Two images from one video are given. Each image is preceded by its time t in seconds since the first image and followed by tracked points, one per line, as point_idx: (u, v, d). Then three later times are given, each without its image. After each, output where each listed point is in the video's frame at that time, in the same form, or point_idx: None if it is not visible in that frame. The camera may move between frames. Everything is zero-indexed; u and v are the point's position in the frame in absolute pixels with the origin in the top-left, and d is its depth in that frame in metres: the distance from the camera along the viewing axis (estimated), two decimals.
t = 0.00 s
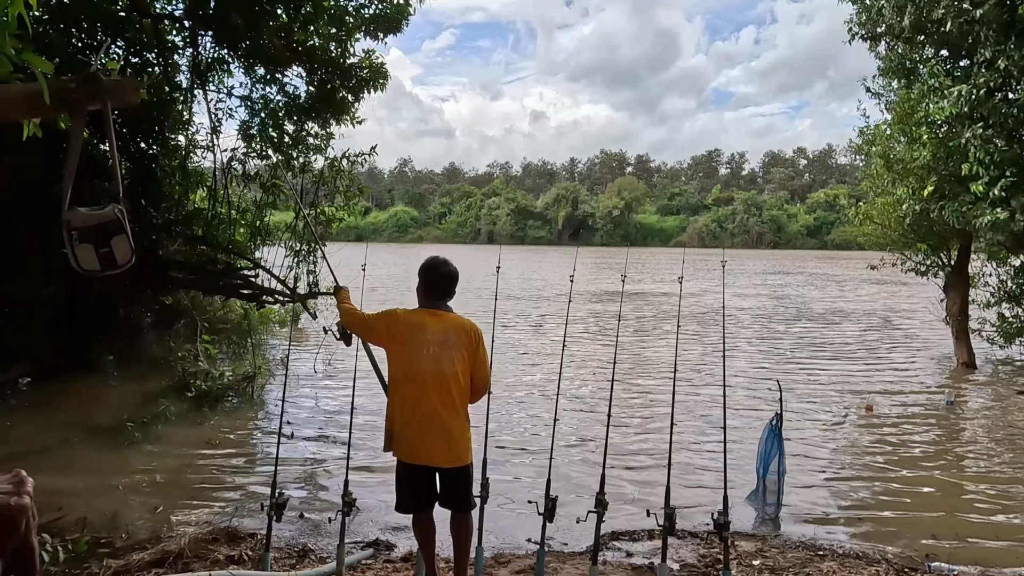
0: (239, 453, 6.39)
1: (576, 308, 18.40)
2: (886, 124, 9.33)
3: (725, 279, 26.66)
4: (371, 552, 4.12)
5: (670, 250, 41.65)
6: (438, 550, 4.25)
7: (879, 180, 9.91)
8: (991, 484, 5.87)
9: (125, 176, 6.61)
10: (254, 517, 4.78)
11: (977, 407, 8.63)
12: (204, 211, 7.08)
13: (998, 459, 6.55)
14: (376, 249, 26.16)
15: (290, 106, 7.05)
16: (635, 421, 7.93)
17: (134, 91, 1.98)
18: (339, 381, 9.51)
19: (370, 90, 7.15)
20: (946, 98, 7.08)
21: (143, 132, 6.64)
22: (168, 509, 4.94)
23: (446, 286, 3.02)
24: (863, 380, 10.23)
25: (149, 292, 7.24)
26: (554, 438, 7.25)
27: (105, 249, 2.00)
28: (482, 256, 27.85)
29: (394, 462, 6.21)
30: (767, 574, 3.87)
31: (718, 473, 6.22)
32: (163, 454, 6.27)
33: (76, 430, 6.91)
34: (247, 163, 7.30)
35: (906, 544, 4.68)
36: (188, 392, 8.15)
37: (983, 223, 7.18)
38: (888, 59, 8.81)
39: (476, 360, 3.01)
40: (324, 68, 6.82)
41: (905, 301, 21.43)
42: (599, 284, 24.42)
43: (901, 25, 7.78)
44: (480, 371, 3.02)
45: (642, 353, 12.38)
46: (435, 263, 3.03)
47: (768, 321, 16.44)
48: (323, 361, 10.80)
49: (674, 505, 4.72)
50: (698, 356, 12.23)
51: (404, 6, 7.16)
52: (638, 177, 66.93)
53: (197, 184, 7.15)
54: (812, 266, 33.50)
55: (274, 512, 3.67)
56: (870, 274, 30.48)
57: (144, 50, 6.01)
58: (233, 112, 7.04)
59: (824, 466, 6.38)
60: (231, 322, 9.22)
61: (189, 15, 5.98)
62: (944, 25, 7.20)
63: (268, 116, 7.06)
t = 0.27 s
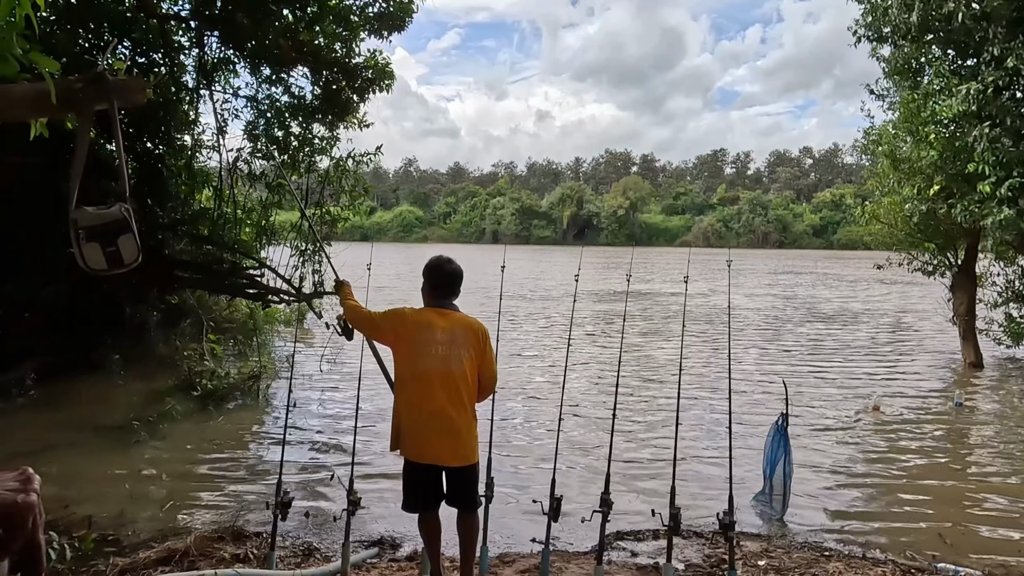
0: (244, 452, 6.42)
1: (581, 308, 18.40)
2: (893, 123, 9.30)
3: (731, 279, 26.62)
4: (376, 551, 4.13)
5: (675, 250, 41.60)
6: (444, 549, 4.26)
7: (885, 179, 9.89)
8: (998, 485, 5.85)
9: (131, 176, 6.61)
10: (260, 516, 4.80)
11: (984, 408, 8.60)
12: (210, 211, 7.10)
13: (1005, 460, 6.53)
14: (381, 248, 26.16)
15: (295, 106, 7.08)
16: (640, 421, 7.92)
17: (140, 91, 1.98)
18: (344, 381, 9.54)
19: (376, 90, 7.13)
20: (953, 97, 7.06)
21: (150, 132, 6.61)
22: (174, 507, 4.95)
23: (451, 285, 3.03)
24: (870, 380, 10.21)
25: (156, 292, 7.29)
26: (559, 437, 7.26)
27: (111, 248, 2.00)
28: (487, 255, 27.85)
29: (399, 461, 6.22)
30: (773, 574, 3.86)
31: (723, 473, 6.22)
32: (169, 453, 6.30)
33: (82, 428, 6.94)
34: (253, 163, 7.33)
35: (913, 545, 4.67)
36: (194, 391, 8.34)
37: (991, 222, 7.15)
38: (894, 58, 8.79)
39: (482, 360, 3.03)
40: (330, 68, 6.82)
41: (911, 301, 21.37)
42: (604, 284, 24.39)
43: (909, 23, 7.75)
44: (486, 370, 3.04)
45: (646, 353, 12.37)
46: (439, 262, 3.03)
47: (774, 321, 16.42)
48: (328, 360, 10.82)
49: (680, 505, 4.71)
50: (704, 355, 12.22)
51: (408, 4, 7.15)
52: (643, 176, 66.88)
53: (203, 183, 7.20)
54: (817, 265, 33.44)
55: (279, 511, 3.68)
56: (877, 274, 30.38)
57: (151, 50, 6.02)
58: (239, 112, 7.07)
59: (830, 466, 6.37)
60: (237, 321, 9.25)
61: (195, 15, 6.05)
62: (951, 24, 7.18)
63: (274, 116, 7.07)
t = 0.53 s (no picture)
0: (253, 450, 6.45)
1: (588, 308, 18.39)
2: (903, 122, 9.27)
3: (739, 279, 26.55)
4: (384, 550, 4.15)
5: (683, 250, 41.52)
6: (451, 548, 4.27)
7: (895, 179, 9.86)
8: (1009, 487, 5.82)
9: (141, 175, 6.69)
10: (269, 514, 4.82)
11: (995, 409, 8.56)
12: (219, 210, 7.14)
13: (1016, 462, 6.49)
14: (389, 248, 26.20)
15: (304, 106, 7.11)
16: (648, 422, 7.92)
17: (150, 91, 2.02)
18: (352, 380, 9.57)
19: (384, 90, 7.15)
20: (965, 96, 7.03)
21: (159, 132, 6.68)
22: (183, 505, 4.98)
23: (460, 285, 3.05)
24: (879, 381, 10.17)
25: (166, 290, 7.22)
26: (566, 437, 7.27)
27: (122, 248, 2.00)
28: (495, 255, 27.85)
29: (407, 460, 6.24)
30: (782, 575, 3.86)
31: (731, 473, 6.21)
32: (178, 451, 6.34)
33: (93, 426, 6.99)
34: (262, 163, 7.35)
35: (923, 547, 4.65)
36: (203, 390, 8.10)
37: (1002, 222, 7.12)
38: (905, 57, 8.76)
39: (492, 360, 3.04)
40: (338, 68, 6.83)
41: (921, 301, 21.26)
42: (612, 284, 24.36)
43: (920, 22, 7.73)
44: (496, 370, 3.06)
45: (655, 354, 12.35)
46: (447, 262, 3.04)
47: (783, 322, 16.37)
48: (336, 359, 10.86)
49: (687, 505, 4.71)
50: (712, 356, 12.20)
51: (415, 4, 7.16)
52: (651, 176, 66.76)
53: (212, 184, 7.29)
54: (826, 266, 33.30)
55: (287, 510, 3.70)
56: (886, 274, 30.23)
57: (161, 51, 6.07)
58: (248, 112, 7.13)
59: (839, 467, 6.36)
60: (245, 321, 9.30)
61: (204, 16, 6.01)
62: (963, 22, 7.15)
63: (283, 116, 7.14)
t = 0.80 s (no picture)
0: (266, 447, 6.50)
1: (600, 306, 18.35)
2: (920, 119, 9.18)
3: (752, 277, 26.41)
4: (396, 547, 4.17)
5: (696, 248, 41.35)
6: (463, 546, 4.28)
7: (911, 177, 9.77)
8: None
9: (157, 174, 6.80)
10: (282, 511, 4.85)
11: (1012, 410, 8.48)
12: (233, 209, 7.17)
13: None
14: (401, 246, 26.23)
15: (317, 105, 7.14)
16: (660, 421, 7.91)
17: (166, 90, 2.01)
18: (364, 378, 9.60)
19: (395, 89, 7.16)
20: (983, 93, 6.95)
21: (174, 131, 6.82)
22: (197, 502, 5.02)
23: (471, 283, 3.06)
24: (894, 381, 10.10)
25: (180, 287, 7.27)
26: (578, 436, 7.26)
27: (138, 246, 2.02)
28: (507, 253, 27.84)
29: (419, 458, 6.26)
30: None
31: (743, 473, 6.19)
32: (192, 447, 6.39)
33: (109, 422, 7.07)
34: (275, 161, 7.35)
35: (938, 549, 4.62)
36: (217, 387, 8.24)
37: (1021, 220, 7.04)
38: (923, 53, 8.67)
39: (504, 358, 3.05)
40: (350, 67, 6.89)
41: (937, 300, 21.06)
42: (624, 282, 24.30)
43: (938, 17, 7.64)
44: (508, 368, 3.07)
45: (667, 352, 12.31)
46: (458, 260, 3.06)
47: (796, 321, 16.27)
48: (348, 357, 10.91)
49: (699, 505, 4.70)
50: (725, 355, 12.15)
51: (427, 2, 7.16)
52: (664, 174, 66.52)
53: (226, 182, 7.29)
54: (841, 264, 33.07)
55: (300, 506, 3.71)
56: (902, 273, 29.98)
57: (175, 51, 6.08)
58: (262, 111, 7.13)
59: (853, 467, 6.32)
60: (258, 319, 9.36)
61: (218, 16, 6.03)
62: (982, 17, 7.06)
63: (295, 115, 7.17)
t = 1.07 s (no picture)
0: (280, 440, 6.56)
1: (614, 302, 18.34)
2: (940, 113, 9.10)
3: (768, 273, 26.28)
4: (409, 540, 4.20)
5: (710, 244, 41.18)
6: (476, 540, 4.31)
7: (929, 172, 9.69)
8: None
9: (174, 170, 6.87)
10: (297, 504, 4.90)
11: None
12: (248, 205, 7.23)
13: None
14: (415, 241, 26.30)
15: (331, 101, 7.13)
16: (674, 417, 7.90)
17: (181, 88, 1.94)
18: (378, 373, 9.66)
19: (408, 85, 7.20)
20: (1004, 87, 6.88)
21: (189, 127, 6.81)
22: (213, 494, 5.07)
23: (485, 279, 3.07)
24: (910, 378, 10.04)
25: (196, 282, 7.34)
26: (591, 432, 7.28)
27: (154, 242, 2.04)
28: (521, 249, 27.86)
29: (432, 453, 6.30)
30: (808, 573, 3.85)
31: (757, 470, 6.18)
32: (208, 441, 6.46)
33: (126, 415, 7.16)
34: (289, 157, 7.36)
35: (954, 548, 4.59)
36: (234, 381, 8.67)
37: None
38: (943, 46, 8.59)
39: (518, 355, 3.08)
40: (364, 62, 6.92)
41: (956, 297, 20.87)
42: (638, 278, 24.25)
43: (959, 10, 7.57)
44: (521, 365, 3.11)
45: (681, 348, 12.30)
46: (473, 256, 3.07)
47: (811, 317, 16.19)
48: (362, 351, 10.97)
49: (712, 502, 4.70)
50: (739, 351, 12.12)
51: None
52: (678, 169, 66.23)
53: (241, 178, 7.33)
54: (857, 260, 32.83)
55: (314, 500, 3.75)
56: (919, 269, 29.73)
57: (190, 49, 6.14)
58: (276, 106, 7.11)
59: (867, 465, 6.30)
60: (273, 314, 9.44)
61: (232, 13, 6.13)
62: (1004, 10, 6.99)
63: (309, 110, 7.13)
